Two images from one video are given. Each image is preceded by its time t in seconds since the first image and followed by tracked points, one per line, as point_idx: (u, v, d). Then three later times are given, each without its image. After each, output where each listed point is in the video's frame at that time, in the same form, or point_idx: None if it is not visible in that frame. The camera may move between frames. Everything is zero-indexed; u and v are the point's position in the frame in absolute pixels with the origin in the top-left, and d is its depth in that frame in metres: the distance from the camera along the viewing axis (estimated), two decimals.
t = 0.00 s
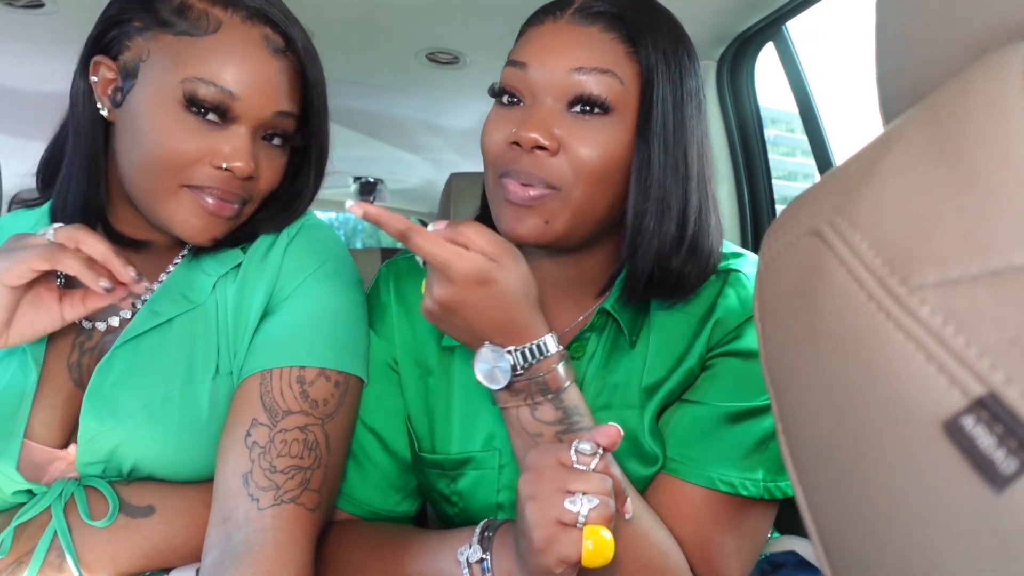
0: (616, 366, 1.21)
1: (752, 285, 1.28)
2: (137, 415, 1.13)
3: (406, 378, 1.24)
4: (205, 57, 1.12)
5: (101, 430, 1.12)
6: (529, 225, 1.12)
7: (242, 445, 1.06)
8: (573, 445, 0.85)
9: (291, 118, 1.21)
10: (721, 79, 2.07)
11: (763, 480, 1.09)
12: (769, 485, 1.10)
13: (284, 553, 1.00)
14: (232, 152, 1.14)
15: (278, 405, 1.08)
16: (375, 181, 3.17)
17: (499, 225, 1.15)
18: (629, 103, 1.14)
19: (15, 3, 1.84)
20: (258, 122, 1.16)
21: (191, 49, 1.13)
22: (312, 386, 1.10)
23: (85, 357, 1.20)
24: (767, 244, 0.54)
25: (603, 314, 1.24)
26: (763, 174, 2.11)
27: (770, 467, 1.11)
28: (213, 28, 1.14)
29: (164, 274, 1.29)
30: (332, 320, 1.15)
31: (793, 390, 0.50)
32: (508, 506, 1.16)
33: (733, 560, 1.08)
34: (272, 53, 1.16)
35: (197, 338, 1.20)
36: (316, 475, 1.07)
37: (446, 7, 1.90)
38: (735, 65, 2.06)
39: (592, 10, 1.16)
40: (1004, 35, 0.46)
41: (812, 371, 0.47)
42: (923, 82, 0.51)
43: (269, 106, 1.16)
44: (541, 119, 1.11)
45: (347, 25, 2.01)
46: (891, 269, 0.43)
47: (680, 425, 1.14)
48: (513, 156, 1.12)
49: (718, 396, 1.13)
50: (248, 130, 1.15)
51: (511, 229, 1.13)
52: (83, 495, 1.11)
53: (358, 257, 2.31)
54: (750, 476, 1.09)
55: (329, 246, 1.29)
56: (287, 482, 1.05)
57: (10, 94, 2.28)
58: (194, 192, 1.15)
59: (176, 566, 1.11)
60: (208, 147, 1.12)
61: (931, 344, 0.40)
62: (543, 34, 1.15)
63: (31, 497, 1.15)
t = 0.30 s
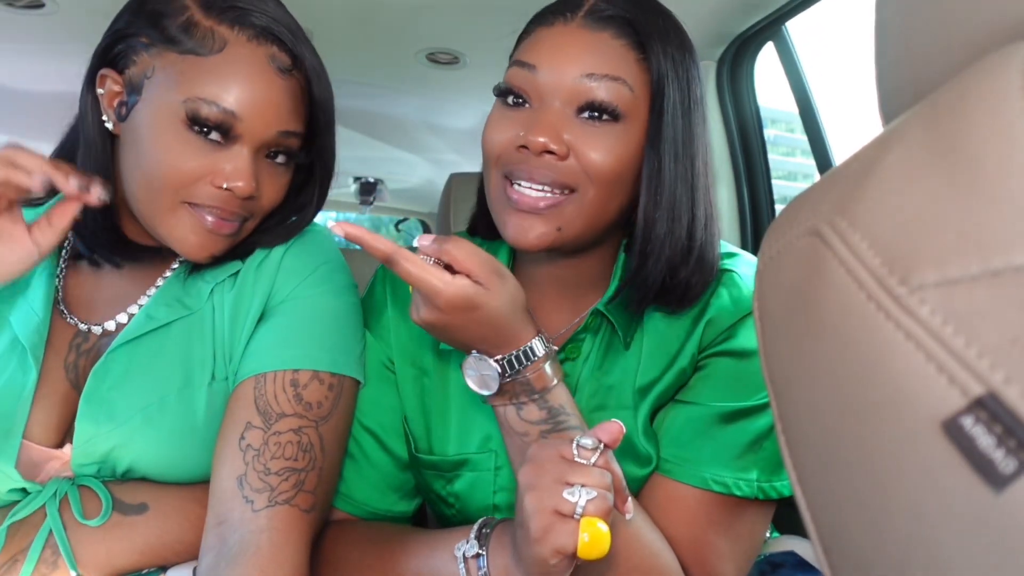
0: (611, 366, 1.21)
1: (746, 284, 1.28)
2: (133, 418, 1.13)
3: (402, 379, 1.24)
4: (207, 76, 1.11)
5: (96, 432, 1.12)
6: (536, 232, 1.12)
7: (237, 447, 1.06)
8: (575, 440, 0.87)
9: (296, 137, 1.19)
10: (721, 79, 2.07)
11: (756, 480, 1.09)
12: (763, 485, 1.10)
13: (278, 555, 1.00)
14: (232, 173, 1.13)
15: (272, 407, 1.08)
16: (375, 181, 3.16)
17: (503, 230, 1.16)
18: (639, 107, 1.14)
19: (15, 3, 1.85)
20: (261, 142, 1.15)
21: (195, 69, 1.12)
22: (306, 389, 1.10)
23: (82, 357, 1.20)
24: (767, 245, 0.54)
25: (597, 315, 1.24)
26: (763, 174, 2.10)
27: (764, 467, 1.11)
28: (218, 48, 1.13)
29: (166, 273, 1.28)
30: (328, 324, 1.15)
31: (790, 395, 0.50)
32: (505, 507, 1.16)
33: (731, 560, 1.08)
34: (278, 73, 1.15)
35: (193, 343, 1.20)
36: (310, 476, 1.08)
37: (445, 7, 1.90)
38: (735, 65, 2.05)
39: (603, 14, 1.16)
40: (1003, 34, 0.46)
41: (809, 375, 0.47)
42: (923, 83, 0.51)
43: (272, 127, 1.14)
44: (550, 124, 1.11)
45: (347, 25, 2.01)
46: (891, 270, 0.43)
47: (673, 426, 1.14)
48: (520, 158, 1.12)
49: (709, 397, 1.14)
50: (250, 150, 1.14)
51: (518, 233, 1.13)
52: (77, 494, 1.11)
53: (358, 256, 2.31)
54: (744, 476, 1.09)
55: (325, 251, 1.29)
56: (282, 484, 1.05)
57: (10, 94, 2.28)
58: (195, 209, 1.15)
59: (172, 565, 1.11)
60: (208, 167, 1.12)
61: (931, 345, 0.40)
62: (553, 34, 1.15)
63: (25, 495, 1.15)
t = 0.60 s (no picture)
0: (612, 366, 1.21)
1: (746, 284, 1.28)
2: (135, 418, 1.13)
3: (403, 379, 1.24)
4: (201, 78, 1.11)
5: (98, 431, 1.12)
6: (535, 236, 1.12)
7: (237, 447, 1.06)
8: (574, 441, 0.87)
9: (292, 136, 1.19)
10: (721, 79, 2.06)
11: (756, 480, 1.10)
12: (763, 485, 1.10)
13: (278, 555, 1.00)
14: (228, 174, 1.13)
15: (273, 407, 1.08)
16: (375, 181, 3.15)
17: (500, 233, 1.16)
18: (641, 109, 1.14)
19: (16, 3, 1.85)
20: (257, 142, 1.14)
21: (189, 70, 1.12)
22: (306, 389, 1.10)
23: (86, 352, 1.20)
24: (767, 244, 0.54)
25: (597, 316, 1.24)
26: (763, 174, 2.10)
27: (764, 467, 1.11)
28: (212, 49, 1.13)
29: (166, 272, 1.29)
30: (329, 324, 1.15)
31: (791, 395, 0.50)
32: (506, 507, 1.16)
33: (732, 560, 1.08)
34: (273, 73, 1.15)
35: (194, 343, 1.20)
36: (311, 476, 1.08)
37: (446, 7, 1.90)
38: (735, 65, 2.05)
39: (605, 15, 1.16)
40: (1003, 34, 0.46)
41: (811, 376, 0.47)
42: (923, 83, 0.51)
43: (267, 127, 1.14)
44: (551, 125, 1.11)
45: (347, 25, 2.01)
46: (891, 270, 0.43)
47: (673, 426, 1.14)
48: (522, 159, 1.12)
49: (709, 397, 1.14)
50: (246, 151, 1.14)
51: (517, 237, 1.13)
52: (79, 492, 1.11)
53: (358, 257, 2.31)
54: (744, 476, 1.09)
55: (326, 252, 1.29)
56: (282, 484, 1.05)
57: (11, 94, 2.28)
58: (192, 210, 1.15)
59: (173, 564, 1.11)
60: (204, 168, 1.12)
61: (931, 345, 0.40)
62: (553, 36, 1.15)
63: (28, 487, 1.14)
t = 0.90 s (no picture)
0: (612, 367, 1.21)
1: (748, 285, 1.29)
2: (136, 418, 1.13)
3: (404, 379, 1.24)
4: (207, 81, 1.11)
5: (99, 432, 1.12)
6: (535, 237, 1.12)
7: (239, 448, 1.06)
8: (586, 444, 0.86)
9: (298, 141, 1.19)
10: (721, 79, 2.06)
11: (755, 481, 1.11)
12: (762, 486, 1.11)
13: (280, 554, 1.00)
14: (233, 178, 1.13)
15: (274, 408, 1.08)
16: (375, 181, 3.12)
17: (501, 232, 1.16)
18: (646, 112, 1.14)
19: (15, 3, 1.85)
20: (262, 146, 1.14)
21: (196, 73, 1.12)
22: (308, 389, 1.10)
23: (87, 356, 1.20)
24: (767, 244, 0.54)
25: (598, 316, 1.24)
26: (763, 174, 2.10)
27: (764, 468, 1.13)
28: (219, 52, 1.13)
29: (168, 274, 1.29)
30: (331, 325, 1.15)
31: (792, 397, 0.50)
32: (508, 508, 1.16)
33: (732, 561, 1.08)
34: (280, 79, 1.15)
35: (196, 344, 1.20)
36: (313, 476, 1.08)
37: (446, 7, 1.90)
38: (735, 65, 2.05)
39: (613, 16, 1.15)
40: (1003, 34, 0.46)
41: (813, 377, 0.47)
42: (923, 83, 0.51)
43: (273, 132, 1.14)
44: (554, 127, 1.11)
45: (348, 25, 2.01)
46: (891, 270, 0.43)
47: (675, 426, 1.14)
48: (522, 161, 1.12)
49: (711, 398, 1.15)
50: (251, 155, 1.14)
51: (516, 237, 1.13)
52: (79, 492, 1.11)
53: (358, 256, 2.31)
54: (744, 477, 1.11)
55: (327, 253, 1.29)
56: (284, 484, 1.05)
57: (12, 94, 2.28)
58: (194, 213, 1.15)
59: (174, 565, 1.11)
60: (208, 172, 1.12)
61: (931, 345, 0.40)
62: (561, 36, 1.14)
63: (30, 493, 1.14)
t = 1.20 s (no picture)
0: (611, 367, 1.20)
1: (745, 284, 1.29)
2: (136, 417, 1.13)
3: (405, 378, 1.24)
4: (203, 75, 1.11)
5: (99, 430, 1.12)
6: (547, 237, 1.12)
7: (239, 447, 1.06)
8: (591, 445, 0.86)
9: (295, 135, 1.19)
10: (721, 79, 2.07)
11: (752, 479, 1.11)
12: (760, 484, 1.12)
13: (280, 554, 1.00)
14: (231, 173, 1.13)
15: (274, 407, 1.08)
16: (375, 181, 3.10)
17: (512, 231, 1.16)
18: (658, 114, 1.14)
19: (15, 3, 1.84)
20: (259, 141, 1.14)
21: (191, 67, 1.12)
22: (308, 388, 1.10)
23: (83, 356, 1.20)
24: (767, 244, 0.54)
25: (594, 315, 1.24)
26: (763, 173, 2.10)
27: (761, 467, 1.13)
28: (215, 47, 1.13)
29: (166, 273, 1.29)
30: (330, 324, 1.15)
31: (792, 396, 0.49)
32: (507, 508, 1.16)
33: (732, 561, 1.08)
34: (277, 73, 1.14)
35: (195, 343, 1.20)
36: (313, 476, 1.08)
37: (445, 7, 1.90)
38: (735, 65, 2.05)
39: (621, 19, 1.15)
40: (1003, 35, 0.46)
41: (813, 375, 0.47)
42: (923, 84, 0.51)
43: (269, 126, 1.14)
44: (567, 129, 1.10)
45: (348, 25, 2.01)
46: (891, 269, 0.43)
47: (674, 425, 1.14)
48: (535, 163, 1.11)
49: (708, 397, 1.15)
50: (249, 149, 1.14)
51: (526, 236, 1.13)
52: (78, 492, 1.11)
53: (358, 257, 2.31)
54: (741, 476, 1.11)
55: (325, 252, 1.29)
56: (284, 483, 1.05)
57: (10, 93, 2.27)
58: (193, 209, 1.15)
59: (173, 564, 1.11)
60: (206, 166, 1.12)
61: (932, 345, 0.40)
62: (569, 38, 1.13)
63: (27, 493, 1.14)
